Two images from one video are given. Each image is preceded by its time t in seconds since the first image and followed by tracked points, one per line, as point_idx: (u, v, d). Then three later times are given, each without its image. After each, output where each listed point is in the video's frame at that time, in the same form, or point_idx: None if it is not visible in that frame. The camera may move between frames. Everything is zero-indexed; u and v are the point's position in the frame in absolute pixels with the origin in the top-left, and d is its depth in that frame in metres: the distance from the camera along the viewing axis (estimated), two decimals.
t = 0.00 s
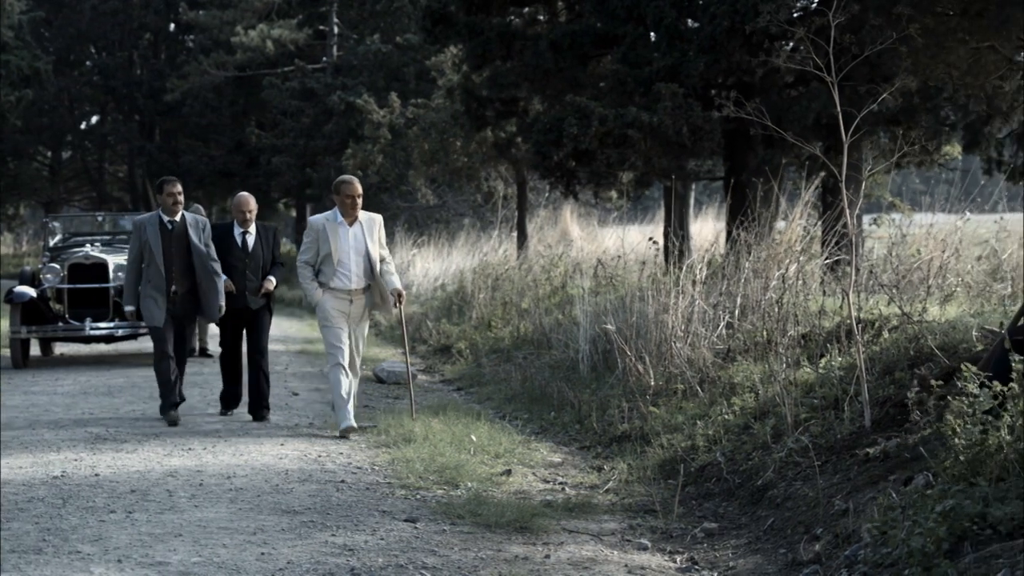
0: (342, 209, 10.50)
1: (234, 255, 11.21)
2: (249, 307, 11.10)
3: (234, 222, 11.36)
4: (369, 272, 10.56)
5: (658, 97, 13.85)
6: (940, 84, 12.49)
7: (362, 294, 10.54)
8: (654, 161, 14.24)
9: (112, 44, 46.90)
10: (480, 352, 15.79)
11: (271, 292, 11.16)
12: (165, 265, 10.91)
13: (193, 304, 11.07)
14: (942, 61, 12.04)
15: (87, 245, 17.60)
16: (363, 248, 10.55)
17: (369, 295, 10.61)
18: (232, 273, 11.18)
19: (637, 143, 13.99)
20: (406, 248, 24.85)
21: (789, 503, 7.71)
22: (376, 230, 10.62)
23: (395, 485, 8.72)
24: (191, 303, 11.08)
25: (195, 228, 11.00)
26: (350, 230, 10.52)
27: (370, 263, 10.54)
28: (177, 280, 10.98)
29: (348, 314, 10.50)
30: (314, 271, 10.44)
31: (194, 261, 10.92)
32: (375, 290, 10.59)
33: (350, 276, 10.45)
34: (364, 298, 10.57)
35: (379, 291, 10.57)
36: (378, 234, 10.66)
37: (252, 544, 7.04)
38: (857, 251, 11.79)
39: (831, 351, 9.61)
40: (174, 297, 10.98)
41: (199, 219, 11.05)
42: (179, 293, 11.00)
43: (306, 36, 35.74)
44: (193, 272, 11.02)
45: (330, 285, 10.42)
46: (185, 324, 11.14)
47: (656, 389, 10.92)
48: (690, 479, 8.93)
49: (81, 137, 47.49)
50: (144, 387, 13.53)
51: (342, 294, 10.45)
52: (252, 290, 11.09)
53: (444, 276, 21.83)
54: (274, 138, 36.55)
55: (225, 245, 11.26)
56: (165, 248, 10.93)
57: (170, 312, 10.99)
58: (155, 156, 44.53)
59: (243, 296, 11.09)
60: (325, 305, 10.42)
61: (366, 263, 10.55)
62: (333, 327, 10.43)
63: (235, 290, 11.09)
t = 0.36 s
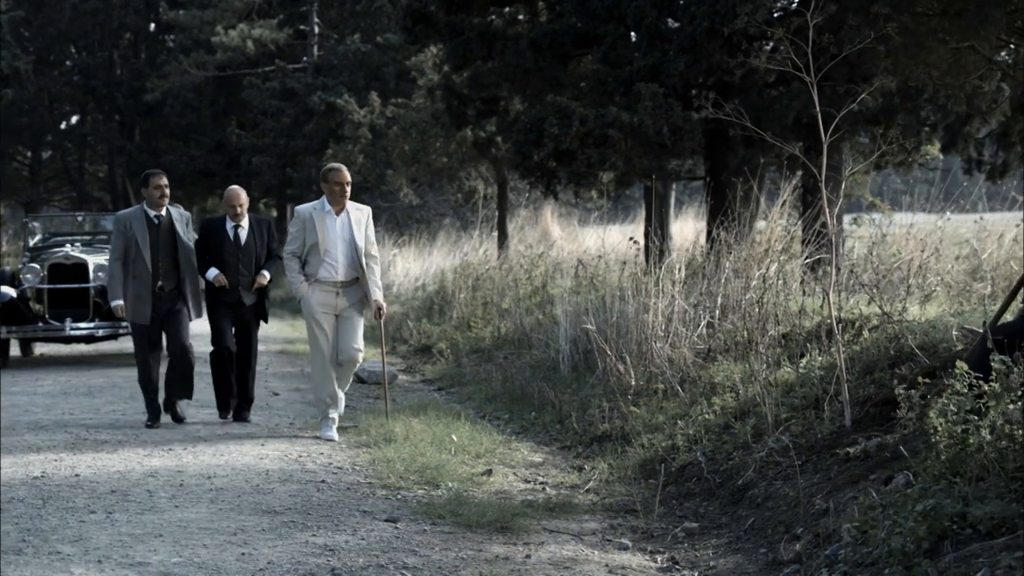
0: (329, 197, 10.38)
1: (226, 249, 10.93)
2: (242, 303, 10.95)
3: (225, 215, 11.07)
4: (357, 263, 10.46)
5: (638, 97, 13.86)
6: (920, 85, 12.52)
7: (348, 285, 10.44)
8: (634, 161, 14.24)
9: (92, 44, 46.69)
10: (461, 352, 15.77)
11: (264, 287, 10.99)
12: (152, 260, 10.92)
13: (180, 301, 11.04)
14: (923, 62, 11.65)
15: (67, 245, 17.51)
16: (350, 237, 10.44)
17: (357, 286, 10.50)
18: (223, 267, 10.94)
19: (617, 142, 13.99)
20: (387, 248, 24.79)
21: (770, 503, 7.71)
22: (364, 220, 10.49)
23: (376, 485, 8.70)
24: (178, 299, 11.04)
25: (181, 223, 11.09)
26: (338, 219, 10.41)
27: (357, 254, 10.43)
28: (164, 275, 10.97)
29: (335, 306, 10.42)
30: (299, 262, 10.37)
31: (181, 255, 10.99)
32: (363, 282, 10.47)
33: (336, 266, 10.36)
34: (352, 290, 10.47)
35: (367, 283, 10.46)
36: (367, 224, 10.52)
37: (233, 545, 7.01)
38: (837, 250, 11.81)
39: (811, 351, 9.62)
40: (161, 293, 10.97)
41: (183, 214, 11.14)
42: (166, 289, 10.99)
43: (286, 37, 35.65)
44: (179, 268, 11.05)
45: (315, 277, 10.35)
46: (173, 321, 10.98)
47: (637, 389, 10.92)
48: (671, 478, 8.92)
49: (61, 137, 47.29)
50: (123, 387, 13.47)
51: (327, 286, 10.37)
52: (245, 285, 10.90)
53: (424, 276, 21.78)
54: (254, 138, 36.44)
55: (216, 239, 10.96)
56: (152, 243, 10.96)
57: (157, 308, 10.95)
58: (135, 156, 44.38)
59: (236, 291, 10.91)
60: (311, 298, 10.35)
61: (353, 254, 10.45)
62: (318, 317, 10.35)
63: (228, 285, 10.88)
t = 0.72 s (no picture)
0: (332, 205, 10.11)
1: (215, 253, 10.87)
2: (234, 306, 10.88)
3: (211, 220, 11.00)
4: (356, 275, 10.18)
5: (622, 97, 13.86)
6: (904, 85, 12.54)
7: (346, 297, 10.16)
8: (618, 160, 14.25)
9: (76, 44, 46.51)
10: (446, 353, 15.76)
11: (255, 288, 10.95)
12: (142, 266, 10.65)
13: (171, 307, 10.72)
14: (907, 62, 11.70)
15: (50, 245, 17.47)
16: (351, 247, 10.17)
17: (356, 299, 10.21)
18: (213, 272, 10.87)
19: (601, 142, 14.00)
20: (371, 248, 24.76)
21: (753, 502, 7.72)
22: (367, 230, 10.21)
23: (360, 485, 8.68)
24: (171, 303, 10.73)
25: (175, 228, 10.81)
26: (340, 229, 10.14)
27: (357, 265, 10.16)
28: (155, 280, 10.67)
29: (331, 317, 10.16)
30: (298, 270, 10.13)
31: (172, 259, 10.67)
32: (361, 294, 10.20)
33: (334, 276, 10.10)
34: (350, 302, 10.19)
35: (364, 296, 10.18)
36: (369, 234, 10.25)
37: (217, 545, 6.99)
38: (820, 250, 11.84)
39: (795, 351, 9.64)
40: (151, 299, 10.68)
41: (176, 219, 10.87)
42: (157, 295, 10.69)
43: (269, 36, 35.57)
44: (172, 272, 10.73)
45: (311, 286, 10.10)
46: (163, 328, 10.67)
47: (621, 389, 10.93)
48: (655, 478, 8.93)
49: (45, 137, 47.12)
50: (107, 388, 13.42)
51: (324, 297, 10.11)
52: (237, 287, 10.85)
53: (409, 276, 21.74)
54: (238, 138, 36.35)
55: (204, 244, 10.89)
56: (143, 248, 10.69)
57: (148, 314, 10.67)
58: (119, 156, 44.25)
59: (228, 295, 10.84)
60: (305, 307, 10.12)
61: (354, 264, 10.18)
62: (312, 326, 10.15)
63: (219, 290, 10.81)
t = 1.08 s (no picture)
0: (344, 197, 9.64)
1: (209, 251, 10.81)
2: (229, 306, 10.71)
3: (207, 218, 10.94)
4: (369, 267, 9.77)
5: (609, 96, 13.86)
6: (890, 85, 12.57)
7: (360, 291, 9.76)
8: (605, 160, 14.25)
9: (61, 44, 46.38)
10: (432, 352, 15.74)
11: (250, 288, 10.80)
12: (135, 260, 10.40)
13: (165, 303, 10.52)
14: (893, 62, 11.50)
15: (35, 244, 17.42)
16: (363, 240, 9.74)
17: (367, 292, 9.83)
18: (206, 271, 10.79)
19: (587, 142, 14.00)
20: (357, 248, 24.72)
21: (739, 502, 7.73)
22: (378, 221, 9.79)
23: (347, 485, 8.66)
24: (164, 302, 10.50)
25: (169, 220, 10.50)
26: (352, 221, 9.69)
27: (371, 257, 9.74)
28: (148, 276, 10.44)
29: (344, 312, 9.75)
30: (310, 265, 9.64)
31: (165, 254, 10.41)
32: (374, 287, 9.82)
33: (350, 271, 9.68)
34: (362, 296, 9.79)
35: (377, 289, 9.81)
36: (380, 225, 9.83)
37: (203, 545, 6.96)
38: (806, 249, 11.86)
39: (781, 351, 9.66)
40: (145, 294, 10.47)
41: (171, 211, 10.52)
42: (151, 291, 10.47)
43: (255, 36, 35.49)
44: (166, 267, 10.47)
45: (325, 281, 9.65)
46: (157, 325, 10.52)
47: (608, 388, 10.93)
48: (642, 478, 8.93)
49: (31, 137, 46.99)
50: (94, 388, 13.38)
51: (338, 292, 9.69)
52: (230, 286, 10.73)
53: (395, 276, 21.70)
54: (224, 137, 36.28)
55: (199, 242, 10.84)
56: (136, 241, 10.41)
57: (141, 310, 10.47)
58: (105, 156, 44.13)
59: (222, 294, 10.69)
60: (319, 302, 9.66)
61: (366, 257, 9.76)
62: (328, 322, 9.71)
63: (212, 289, 10.68)
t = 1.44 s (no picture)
0: (343, 201, 9.58)
1: (211, 252, 10.43)
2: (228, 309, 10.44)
3: (211, 215, 10.54)
4: (373, 271, 9.69)
5: (596, 97, 13.86)
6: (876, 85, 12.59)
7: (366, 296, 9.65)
8: (592, 160, 14.24)
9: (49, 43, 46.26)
10: (419, 352, 15.72)
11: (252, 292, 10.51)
12: (125, 264, 10.32)
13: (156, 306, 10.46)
14: (879, 62, 11.40)
15: (22, 244, 17.37)
16: (366, 244, 9.66)
17: (372, 298, 9.71)
18: (207, 271, 10.44)
19: (575, 142, 13.99)
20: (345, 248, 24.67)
21: (726, 502, 7.74)
22: (379, 224, 9.73)
23: (334, 485, 8.65)
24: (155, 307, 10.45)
25: (158, 223, 10.49)
26: (352, 225, 9.62)
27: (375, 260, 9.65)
28: (139, 279, 10.38)
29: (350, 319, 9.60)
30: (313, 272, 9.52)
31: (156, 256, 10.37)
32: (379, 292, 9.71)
33: (354, 275, 9.57)
34: (368, 301, 9.68)
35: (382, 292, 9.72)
36: (381, 228, 9.77)
37: (190, 545, 6.94)
38: (793, 248, 11.87)
39: (768, 350, 9.66)
40: (136, 299, 10.39)
41: (160, 214, 10.53)
42: (142, 295, 10.40)
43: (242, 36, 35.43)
44: (156, 270, 10.44)
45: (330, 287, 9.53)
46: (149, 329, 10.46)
47: (595, 388, 10.94)
48: (629, 478, 8.93)
49: (18, 137, 46.85)
50: (81, 389, 13.35)
51: (344, 298, 9.56)
52: (231, 291, 10.43)
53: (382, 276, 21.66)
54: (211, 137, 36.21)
55: (201, 240, 10.45)
56: (126, 245, 10.34)
57: (133, 315, 10.39)
58: (92, 155, 44.01)
59: (221, 299, 10.42)
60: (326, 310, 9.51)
61: (370, 262, 9.68)
62: (335, 326, 9.51)
63: (213, 290, 10.40)
